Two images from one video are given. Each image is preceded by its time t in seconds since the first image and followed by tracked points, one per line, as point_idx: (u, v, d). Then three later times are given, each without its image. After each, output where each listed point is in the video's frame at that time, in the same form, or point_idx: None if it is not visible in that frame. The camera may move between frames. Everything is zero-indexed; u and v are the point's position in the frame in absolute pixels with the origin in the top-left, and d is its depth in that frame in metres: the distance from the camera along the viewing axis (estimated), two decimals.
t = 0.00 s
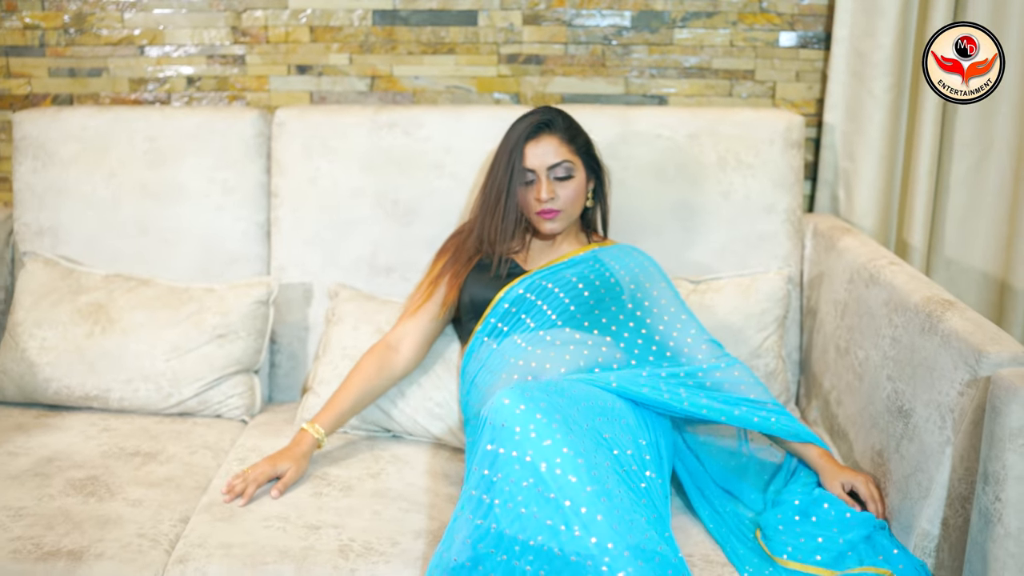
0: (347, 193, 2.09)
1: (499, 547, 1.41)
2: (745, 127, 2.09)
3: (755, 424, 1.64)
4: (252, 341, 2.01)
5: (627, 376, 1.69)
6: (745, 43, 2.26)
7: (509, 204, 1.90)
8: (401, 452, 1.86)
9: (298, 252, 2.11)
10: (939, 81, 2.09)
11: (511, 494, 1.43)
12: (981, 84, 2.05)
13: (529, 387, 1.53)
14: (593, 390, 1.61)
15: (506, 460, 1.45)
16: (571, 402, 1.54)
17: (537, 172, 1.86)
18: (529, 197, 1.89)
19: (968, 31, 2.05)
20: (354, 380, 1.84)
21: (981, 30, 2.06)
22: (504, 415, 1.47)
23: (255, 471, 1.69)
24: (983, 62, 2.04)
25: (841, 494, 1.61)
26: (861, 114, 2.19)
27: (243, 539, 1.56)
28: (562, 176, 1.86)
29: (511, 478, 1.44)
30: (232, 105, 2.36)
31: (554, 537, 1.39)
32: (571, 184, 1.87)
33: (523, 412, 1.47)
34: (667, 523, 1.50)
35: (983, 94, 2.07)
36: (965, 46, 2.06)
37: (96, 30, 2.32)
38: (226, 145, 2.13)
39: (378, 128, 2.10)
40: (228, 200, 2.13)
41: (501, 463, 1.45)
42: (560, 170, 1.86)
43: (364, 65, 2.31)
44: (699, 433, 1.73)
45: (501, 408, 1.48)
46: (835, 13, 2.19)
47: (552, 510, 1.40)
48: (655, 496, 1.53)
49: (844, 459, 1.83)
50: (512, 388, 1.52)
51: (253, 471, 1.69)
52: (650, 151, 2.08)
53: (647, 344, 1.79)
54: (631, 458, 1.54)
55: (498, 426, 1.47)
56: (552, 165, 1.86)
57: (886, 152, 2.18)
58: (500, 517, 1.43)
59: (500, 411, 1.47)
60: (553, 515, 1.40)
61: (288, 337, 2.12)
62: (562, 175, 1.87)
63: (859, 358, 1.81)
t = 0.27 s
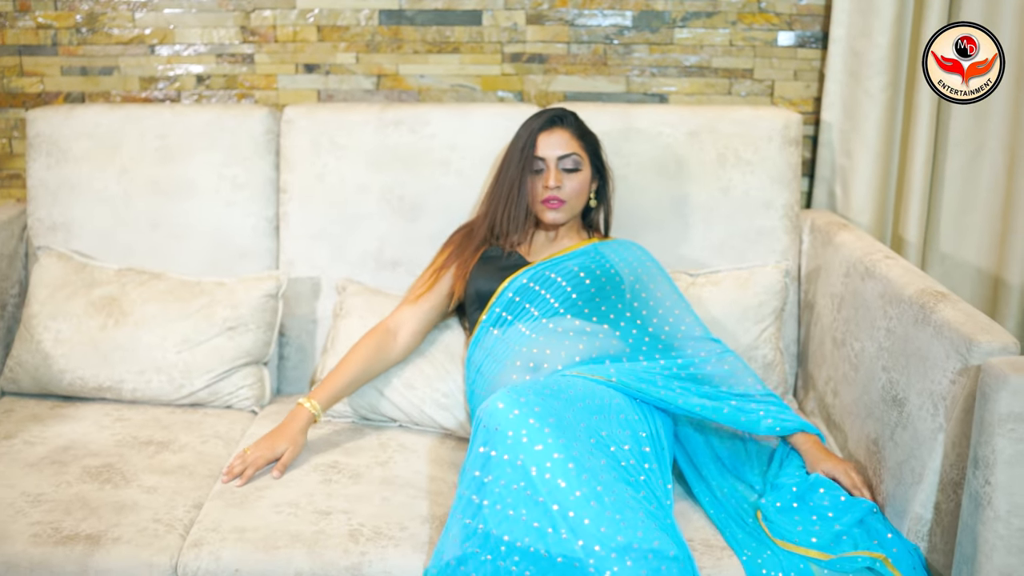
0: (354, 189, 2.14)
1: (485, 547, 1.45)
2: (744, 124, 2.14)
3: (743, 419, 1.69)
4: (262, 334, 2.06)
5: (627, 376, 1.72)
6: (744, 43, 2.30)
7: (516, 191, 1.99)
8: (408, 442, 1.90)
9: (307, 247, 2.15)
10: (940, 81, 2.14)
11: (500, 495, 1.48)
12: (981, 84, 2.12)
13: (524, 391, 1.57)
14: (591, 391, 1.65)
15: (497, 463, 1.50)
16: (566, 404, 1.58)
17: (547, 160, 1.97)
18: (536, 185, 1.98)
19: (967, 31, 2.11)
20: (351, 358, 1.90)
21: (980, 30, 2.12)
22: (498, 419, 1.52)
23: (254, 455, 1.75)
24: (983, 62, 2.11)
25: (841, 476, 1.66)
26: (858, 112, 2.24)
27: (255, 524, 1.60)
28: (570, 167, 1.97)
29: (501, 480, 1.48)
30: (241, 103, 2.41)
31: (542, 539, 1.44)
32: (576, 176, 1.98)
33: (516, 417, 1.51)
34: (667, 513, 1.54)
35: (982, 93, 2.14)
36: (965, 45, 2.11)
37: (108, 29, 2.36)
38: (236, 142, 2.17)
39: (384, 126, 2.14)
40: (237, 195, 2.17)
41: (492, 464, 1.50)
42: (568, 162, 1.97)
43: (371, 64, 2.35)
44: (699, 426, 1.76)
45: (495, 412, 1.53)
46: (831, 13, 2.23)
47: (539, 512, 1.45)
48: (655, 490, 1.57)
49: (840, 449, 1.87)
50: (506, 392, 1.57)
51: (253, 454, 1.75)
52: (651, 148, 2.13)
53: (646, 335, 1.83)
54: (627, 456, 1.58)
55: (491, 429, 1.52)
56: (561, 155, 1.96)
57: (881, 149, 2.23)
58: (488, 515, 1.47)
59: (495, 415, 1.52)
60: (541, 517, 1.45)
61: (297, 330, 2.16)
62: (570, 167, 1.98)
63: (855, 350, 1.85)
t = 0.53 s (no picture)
0: (360, 186, 2.18)
1: (477, 548, 1.49)
2: (742, 122, 2.18)
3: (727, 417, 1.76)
4: (270, 327, 2.10)
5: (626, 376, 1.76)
6: (743, 42, 2.35)
7: (520, 180, 2.06)
8: (414, 432, 1.94)
9: (313, 242, 2.19)
10: (940, 82, 2.20)
11: (494, 498, 1.52)
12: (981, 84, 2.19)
13: (521, 396, 1.61)
14: (589, 393, 1.69)
15: (492, 466, 1.54)
16: (562, 408, 1.62)
17: (553, 153, 2.06)
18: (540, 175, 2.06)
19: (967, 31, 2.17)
20: (355, 341, 1.95)
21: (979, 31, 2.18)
22: (494, 424, 1.56)
23: (271, 441, 1.79)
24: (983, 62, 2.18)
25: (820, 460, 1.70)
26: (855, 111, 2.28)
27: (265, 510, 1.65)
28: (574, 160, 2.06)
29: (495, 483, 1.53)
30: (248, 101, 2.45)
31: (535, 543, 1.48)
32: (579, 169, 2.06)
33: (512, 423, 1.56)
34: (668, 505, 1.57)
35: (982, 94, 2.21)
36: (965, 46, 2.18)
37: (118, 28, 2.41)
38: (244, 140, 2.22)
39: (390, 123, 2.19)
40: (245, 192, 2.21)
41: (487, 468, 1.54)
42: (573, 156, 2.06)
43: (376, 64, 2.40)
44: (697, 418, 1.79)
45: (491, 418, 1.57)
46: (829, 13, 2.27)
47: (532, 515, 1.50)
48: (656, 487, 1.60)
49: (836, 439, 1.91)
50: (503, 397, 1.61)
51: (269, 439, 1.80)
52: (651, 145, 2.17)
53: (646, 327, 1.88)
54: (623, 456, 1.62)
55: (486, 435, 1.57)
56: (566, 148, 2.05)
57: (878, 147, 2.27)
58: (482, 516, 1.51)
59: (490, 420, 1.57)
60: (534, 521, 1.50)
61: (304, 324, 2.21)
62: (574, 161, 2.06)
63: (850, 342, 1.89)
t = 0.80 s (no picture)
0: (366, 181, 2.23)
1: (471, 547, 1.55)
2: (740, 119, 2.23)
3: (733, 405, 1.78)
4: (279, 319, 2.15)
5: (624, 374, 1.79)
6: (741, 41, 2.40)
7: (525, 174, 2.13)
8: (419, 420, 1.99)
9: (321, 236, 2.25)
10: (940, 82, 2.27)
11: (490, 501, 1.56)
12: (981, 84, 2.24)
13: (519, 400, 1.63)
14: (588, 394, 1.71)
15: (488, 470, 1.58)
16: (559, 411, 1.65)
17: (557, 148, 2.14)
18: (544, 171, 2.13)
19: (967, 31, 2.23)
20: (366, 325, 2.01)
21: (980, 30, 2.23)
22: (491, 430, 1.59)
23: (294, 422, 1.83)
24: (983, 62, 2.23)
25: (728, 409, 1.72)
26: (851, 109, 2.33)
27: (276, 494, 1.70)
28: (578, 157, 2.13)
29: (491, 486, 1.57)
30: (257, 99, 2.50)
31: (529, 545, 1.54)
32: (582, 166, 2.14)
33: (509, 429, 1.59)
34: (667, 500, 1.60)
35: (982, 93, 2.26)
36: (966, 46, 2.24)
37: (129, 27, 2.46)
38: (253, 136, 2.27)
39: (396, 120, 2.24)
40: (254, 187, 2.26)
41: (484, 472, 1.58)
42: (576, 153, 2.13)
43: (382, 62, 2.45)
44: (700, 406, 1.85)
45: (489, 423, 1.60)
46: (824, 13, 2.33)
47: (526, 520, 1.54)
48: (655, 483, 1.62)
49: (831, 428, 1.96)
50: (501, 401, 1.63)
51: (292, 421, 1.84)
52: (651, 142, 2.22)
53: (643, 312, 1.94)
54: (621, 454, 1.65)
55: (484, 439, 1.60)
56: (570, 145, 2.13)
57: (873, 144, 2.32)
58: (477, 518, 1.55)
59: (490, 425, 1.59)
60: (527, 525, 1.54)
61: (311, 316, 2.26)
62: (577, 158, 2.13)
63: (844, 333, 1.94)
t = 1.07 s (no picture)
0: (370, 179, 2.27)
1: (469, 550, 1.58)
2: (738, 118, 2.27)
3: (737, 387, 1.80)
4: (286, 314, 2.19)
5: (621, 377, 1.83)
6: (739, 41, 2.44)
7: (526, 174, 2.18)
8: (423, 413, 2.03)
9: (326, 233, 2.29)
10: (939, 81, 2.32)
11: (486, 505, 1.59)
12: (980, 85, 2.28)
13: (520, 407, 1.65)
14: (587, 400, 1.74)
15: (486, 476, 1.60)
16: (559, 418, 1.67)
17: (558, 150, 2.18)
18: (545, 171, 2.18)
19: (967, 31, 2.28)
20: (368, 323, 2.05)
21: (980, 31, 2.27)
22: (491, 438, 1.61)
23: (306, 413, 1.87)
24: (983, 62, 2.27)
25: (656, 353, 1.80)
26: (846, 108, 2.37)
27: (284, 484, 1.74)
28: (577, 159, 2.17)
29: (488, 493, 1.59)
30: (263, 98, 2.54)
31: (522, 551, 1.58)
32: (581, 168, 2.18)
33: (510, 438, 1.60)
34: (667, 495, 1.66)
35: (982, 94, 2.30)
36: (966, 46, 2.28)
37: (137, 27, 2.50)
38: (259, 135, 2.31)
39: (400, 119, 2.28)
40: (261, 185, 2.30)
41: (482, 479, 1.60)
42: (576, 155, 2.17)
43: (386, 62, 2.49)
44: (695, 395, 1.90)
45: (489, 432, 1.61)
46: (821, 14, 2.37)
47: (520, 526, 1.58)
48: (654, 482, 1.68)
49: (827, 420, 2.00)
50: (502, 409, 1.65)
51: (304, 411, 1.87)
52: (650, 141, 2.26)
53: (641, 300, 1.97)
54: (620, 459, 1.68)
55: (483, 446, 1.61)
56: (571, 147, 2.17)
57: (868, 142, 2.37)
58: (473, 522, 1.58)
59: (490, 434, 1.61)
60: (521, 531, 1.58)
61: (317, 312, 2.30)
62: (576, 160, 2.17)
63: (840, 328, 1.98)
